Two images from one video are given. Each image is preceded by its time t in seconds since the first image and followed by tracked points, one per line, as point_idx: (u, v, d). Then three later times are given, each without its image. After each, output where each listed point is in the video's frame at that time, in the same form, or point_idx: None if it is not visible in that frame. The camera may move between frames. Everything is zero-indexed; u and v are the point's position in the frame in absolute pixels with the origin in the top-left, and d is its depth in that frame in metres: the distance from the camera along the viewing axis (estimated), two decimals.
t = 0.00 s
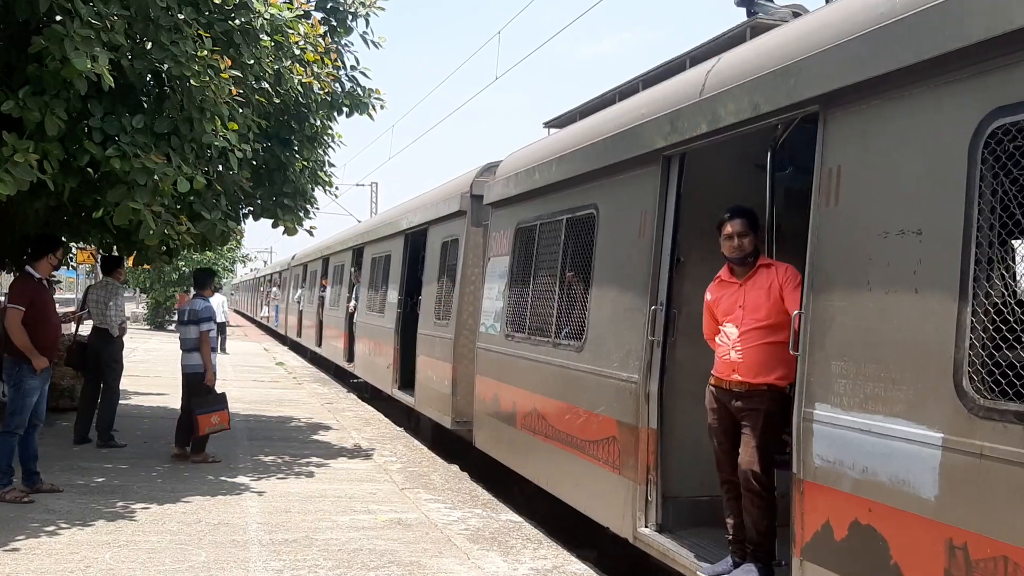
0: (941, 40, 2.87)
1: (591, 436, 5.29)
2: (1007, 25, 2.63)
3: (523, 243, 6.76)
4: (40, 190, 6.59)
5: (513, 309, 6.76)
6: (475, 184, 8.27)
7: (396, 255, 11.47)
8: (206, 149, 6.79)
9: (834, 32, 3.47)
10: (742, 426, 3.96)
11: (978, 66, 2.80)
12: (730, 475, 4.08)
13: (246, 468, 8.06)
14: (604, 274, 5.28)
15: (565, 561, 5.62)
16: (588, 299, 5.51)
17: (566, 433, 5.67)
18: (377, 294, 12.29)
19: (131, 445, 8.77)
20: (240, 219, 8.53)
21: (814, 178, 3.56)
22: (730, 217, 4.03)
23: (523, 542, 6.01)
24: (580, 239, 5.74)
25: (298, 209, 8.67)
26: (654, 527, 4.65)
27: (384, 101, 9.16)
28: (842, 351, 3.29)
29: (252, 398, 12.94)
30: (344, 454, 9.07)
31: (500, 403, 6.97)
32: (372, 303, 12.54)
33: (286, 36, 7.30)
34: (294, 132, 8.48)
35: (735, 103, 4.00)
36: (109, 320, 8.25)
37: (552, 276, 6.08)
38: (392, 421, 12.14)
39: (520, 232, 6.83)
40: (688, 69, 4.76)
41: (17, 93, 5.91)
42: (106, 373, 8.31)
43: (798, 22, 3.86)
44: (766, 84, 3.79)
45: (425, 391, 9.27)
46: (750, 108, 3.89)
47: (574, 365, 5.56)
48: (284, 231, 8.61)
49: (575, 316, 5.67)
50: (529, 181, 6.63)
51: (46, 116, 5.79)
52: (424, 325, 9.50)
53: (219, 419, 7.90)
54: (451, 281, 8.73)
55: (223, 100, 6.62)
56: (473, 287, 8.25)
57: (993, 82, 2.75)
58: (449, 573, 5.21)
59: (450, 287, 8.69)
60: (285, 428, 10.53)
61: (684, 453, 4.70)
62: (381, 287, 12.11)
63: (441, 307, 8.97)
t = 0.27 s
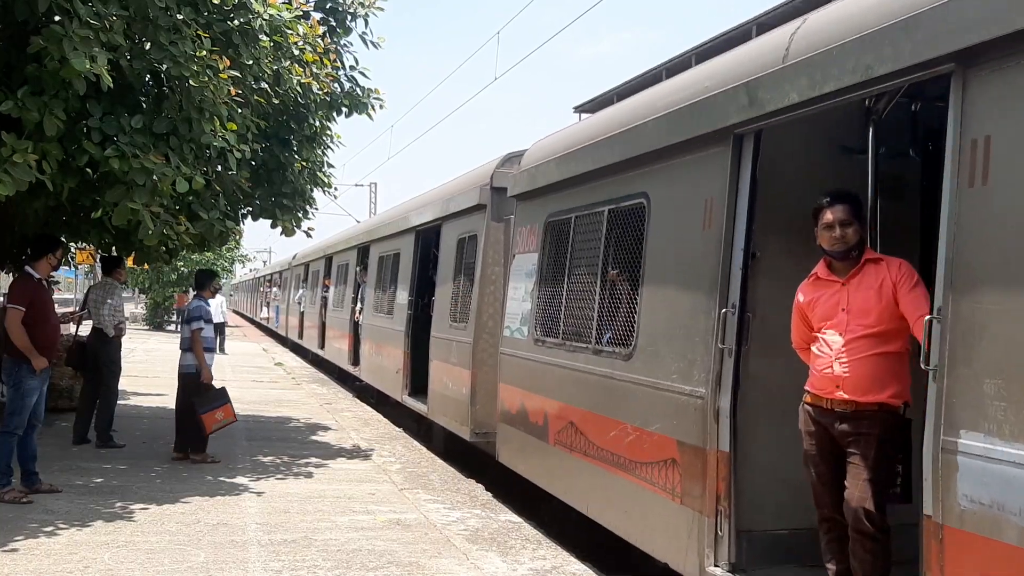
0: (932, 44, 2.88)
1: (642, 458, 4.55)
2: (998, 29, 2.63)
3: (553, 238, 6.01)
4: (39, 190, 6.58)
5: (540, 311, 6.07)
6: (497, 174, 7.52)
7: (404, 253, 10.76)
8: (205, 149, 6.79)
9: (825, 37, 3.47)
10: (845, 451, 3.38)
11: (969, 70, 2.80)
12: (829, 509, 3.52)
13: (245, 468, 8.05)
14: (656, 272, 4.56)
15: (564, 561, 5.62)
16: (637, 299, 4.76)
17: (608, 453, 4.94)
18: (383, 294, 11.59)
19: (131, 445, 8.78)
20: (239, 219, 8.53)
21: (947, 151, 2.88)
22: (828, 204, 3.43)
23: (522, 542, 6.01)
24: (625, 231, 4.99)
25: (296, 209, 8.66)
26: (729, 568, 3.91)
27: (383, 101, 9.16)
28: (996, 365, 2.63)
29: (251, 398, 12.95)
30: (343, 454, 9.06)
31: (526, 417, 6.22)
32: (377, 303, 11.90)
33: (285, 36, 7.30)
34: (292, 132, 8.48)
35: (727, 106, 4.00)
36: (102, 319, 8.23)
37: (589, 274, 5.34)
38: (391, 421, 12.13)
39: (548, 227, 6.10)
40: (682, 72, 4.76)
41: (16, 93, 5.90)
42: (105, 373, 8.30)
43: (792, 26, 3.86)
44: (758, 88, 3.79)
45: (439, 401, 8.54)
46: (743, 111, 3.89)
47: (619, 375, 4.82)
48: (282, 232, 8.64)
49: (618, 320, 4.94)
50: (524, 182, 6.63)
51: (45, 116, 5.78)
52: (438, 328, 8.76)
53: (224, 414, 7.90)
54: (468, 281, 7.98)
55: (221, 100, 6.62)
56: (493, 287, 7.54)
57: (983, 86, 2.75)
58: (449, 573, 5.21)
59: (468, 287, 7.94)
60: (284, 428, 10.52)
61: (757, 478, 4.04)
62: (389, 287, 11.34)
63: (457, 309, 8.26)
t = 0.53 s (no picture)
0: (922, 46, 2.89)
1: (706, 485, 3.90)
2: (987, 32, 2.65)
3: (590, 232, 5.40)
4: (38, 190, 6.58)
5: (575, 313, 5.49)
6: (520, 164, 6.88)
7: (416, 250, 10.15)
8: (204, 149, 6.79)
9: (815, 38, 3.48)
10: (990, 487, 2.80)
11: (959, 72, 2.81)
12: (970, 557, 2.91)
13: (244, 468, 8.04)
14: (723, 270, 3.92)
15: (564, 561, 5.61)
16: (698, 301, 4.14)
17: (660, 476, 4.31)
18: (393, 294, 10.98)
19: (130, 445, 8.78)
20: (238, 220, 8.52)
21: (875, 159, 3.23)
22: (965, 188, 2.87)
23: (522, 542, 6.01)
24: (678, 223, 4.38)
25: (294, 209, 8.66)
26: None
27: (382, 101, 9.15)
28: None
29: (251, 398, 12.94)
30: (343, 454, 9.06)
31: (558, 430, 5.59)
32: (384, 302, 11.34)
33: (284, 36, 7.29)
34: (291, 132, 8.48)
35: (719, 107, 4.01)
36: (96, 319, 8.20)
37: (636, 271, 4.71)
38: (391, 421, 12.12)
39: (585, 220, 5.48)
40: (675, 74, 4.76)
41: (15, 93, 5.90)
42: (104, 374, 8.29)
43: (783, 28, 3.87)
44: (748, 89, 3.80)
45: (455, 409, 7.93)
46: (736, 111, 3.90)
47: (674, 386, 4.20)
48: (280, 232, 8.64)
49: (671, 325, 4.36)
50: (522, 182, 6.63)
51: (44, 116, 5.78)
52: (454, 331, 8.17)
53: (214, 411, 7.93)
54: (489, 280, 7.33)
55: (220, 100, 6.62)
56: (515, 287, 6.90)
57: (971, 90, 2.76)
58: (448, 573, 5.21)
59: (489, 287, 7.30)
60: (283, 428, 10.51)
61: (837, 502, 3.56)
62: (399, 286, 10.74)
63: (475, 310, 7.64)
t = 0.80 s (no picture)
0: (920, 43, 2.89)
1: (786, 517, 3.30)
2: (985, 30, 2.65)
3: (631, 225, 4.82)
4: (36, 189, 6.56)
5: (615, 316, 4.91)
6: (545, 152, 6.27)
7: (427, 248, 9.54)
8: (202, 148, 6.78)
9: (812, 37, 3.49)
10: None
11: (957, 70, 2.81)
12: None
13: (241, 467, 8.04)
14: (809, 268, 3.33)
15: (562, 560, 5.61)
16: (774, 302, 3.55)
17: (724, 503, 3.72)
18: (403, 295, 10.43)
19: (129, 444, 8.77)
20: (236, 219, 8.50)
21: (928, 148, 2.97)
22: None
23: (520, 542, 6.00)
24: (744, 210, 3.80)
25: (293, 209, 8.64)
26: None
27: (381, 99, 9.13)
28: None
29: (249, 397, 12.95)
30: (341, 453, 9.05)
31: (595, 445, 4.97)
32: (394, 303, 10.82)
33: (283, 35, 7.27)
34: (290, 131, 8.47)
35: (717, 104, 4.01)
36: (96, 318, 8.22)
37: (691, 269, 4.13)
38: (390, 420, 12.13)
39: (623, 211, 4.91)
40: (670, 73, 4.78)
41: (13, 92, 5.89)
42: (104, 374, 8.30)
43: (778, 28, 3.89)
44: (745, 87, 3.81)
45: (475, 418, 7.35)
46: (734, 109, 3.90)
47: (742, 401, 3.63)
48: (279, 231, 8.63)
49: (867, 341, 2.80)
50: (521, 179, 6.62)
51: (42, 115, 5.77)
52: (472, 333, 7.58)
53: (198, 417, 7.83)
54: (509, 279, 6.73)
55: (219, 99, 6.61)
56: (541, 286, 6.25)
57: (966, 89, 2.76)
58: (447, 573, 5.20)
59: (509, 286, 6.70)
60: (282, 427, 10.50)
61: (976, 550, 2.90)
62: (409, 286, 10.16)
63: (494, 312, 7.07)
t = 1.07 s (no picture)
0: (916, 45, 2.90)
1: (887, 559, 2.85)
2: (976, 34, 2.66)
3: (679, 218, 4.37)
4: (35, 189, 6.56)
5: (661, 320, 4.42)
6: (573, 141, 5.72)
7: (439, 245, 9.02)
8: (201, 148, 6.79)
9: (809, 41, 3.51)
10: None
11: (950, 72, 2.82)
12: None
13: (240, 467, 8.04)
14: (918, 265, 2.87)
15: (561, 561, 5.62)
16: (869, 306, 3.10)
17: (810, 535, 3.22)
18: (412, 294, 9.91)
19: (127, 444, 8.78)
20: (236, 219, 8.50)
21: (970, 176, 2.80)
22: None
23: (518, 542, 6.01)
24: (829, 199, 3.34)
25: (292, 208, 8.65)
26: None
27: (380, 98, 9.13)
28: None
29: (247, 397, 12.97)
30: (340, 453, 9.06)
31: (638, 464, 4.48)
32: (402, 303, 10.33)
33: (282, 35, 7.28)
34: (289, 131, 8.48)
35: (715, 106, 4.03)
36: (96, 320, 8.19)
37: (760, 266, 3.68)
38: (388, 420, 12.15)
39: (669, 203, 4.46)
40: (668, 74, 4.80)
41: (12, 92, 5.89)
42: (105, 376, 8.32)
43: (776, 30, 3.91)
44: (743, 89, 3.83)
45: (494, 428, 6.85)
46: (731, 111, 3.92)
47: (832, 418, 3.15)
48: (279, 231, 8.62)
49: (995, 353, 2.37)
50: (520, 179, 6.63)
51: (41, 115, 5.76)
52: (492, 337, 7.06)
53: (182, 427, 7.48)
54: (534, 279, 6.20)
55: (218, 99, 6.61)
56: (567, 286, 5.73)
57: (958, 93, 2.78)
58: (445, 573, 5.21)
59: (533, 287, 6.17)
60: (281, 427, 10.51)
61: None
62: (419, 285, 9.64)
63: (516, 314, 6.57)
